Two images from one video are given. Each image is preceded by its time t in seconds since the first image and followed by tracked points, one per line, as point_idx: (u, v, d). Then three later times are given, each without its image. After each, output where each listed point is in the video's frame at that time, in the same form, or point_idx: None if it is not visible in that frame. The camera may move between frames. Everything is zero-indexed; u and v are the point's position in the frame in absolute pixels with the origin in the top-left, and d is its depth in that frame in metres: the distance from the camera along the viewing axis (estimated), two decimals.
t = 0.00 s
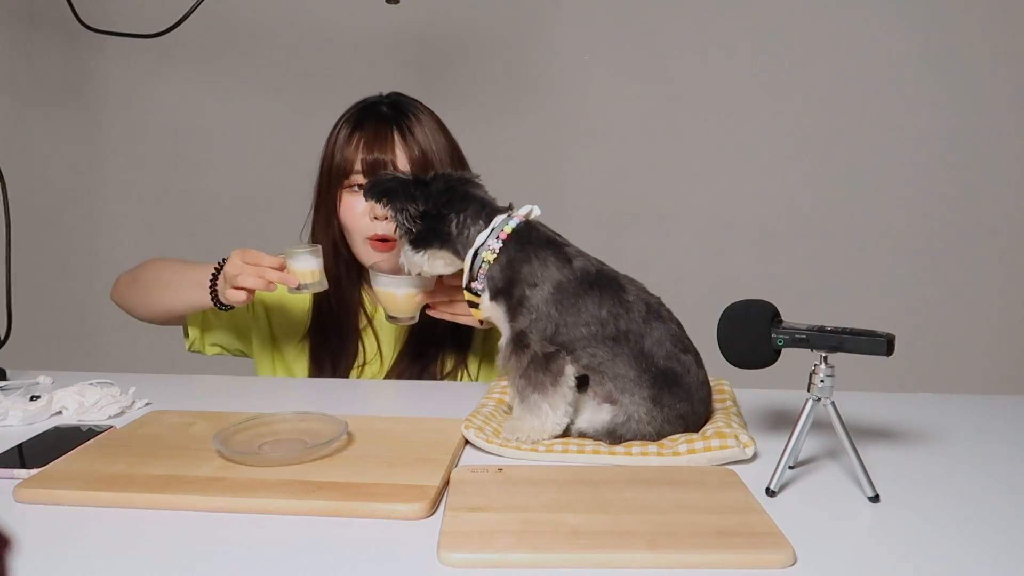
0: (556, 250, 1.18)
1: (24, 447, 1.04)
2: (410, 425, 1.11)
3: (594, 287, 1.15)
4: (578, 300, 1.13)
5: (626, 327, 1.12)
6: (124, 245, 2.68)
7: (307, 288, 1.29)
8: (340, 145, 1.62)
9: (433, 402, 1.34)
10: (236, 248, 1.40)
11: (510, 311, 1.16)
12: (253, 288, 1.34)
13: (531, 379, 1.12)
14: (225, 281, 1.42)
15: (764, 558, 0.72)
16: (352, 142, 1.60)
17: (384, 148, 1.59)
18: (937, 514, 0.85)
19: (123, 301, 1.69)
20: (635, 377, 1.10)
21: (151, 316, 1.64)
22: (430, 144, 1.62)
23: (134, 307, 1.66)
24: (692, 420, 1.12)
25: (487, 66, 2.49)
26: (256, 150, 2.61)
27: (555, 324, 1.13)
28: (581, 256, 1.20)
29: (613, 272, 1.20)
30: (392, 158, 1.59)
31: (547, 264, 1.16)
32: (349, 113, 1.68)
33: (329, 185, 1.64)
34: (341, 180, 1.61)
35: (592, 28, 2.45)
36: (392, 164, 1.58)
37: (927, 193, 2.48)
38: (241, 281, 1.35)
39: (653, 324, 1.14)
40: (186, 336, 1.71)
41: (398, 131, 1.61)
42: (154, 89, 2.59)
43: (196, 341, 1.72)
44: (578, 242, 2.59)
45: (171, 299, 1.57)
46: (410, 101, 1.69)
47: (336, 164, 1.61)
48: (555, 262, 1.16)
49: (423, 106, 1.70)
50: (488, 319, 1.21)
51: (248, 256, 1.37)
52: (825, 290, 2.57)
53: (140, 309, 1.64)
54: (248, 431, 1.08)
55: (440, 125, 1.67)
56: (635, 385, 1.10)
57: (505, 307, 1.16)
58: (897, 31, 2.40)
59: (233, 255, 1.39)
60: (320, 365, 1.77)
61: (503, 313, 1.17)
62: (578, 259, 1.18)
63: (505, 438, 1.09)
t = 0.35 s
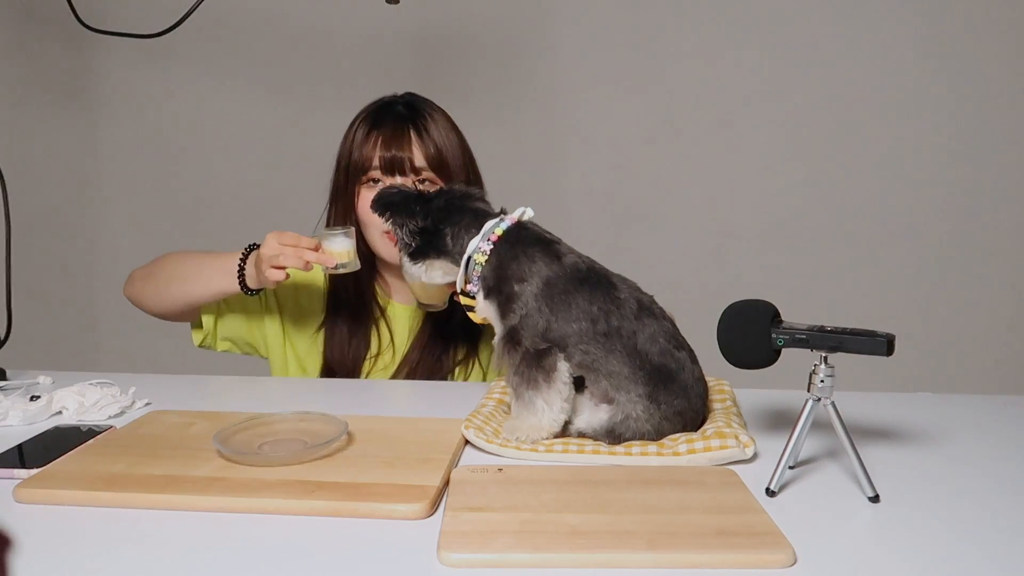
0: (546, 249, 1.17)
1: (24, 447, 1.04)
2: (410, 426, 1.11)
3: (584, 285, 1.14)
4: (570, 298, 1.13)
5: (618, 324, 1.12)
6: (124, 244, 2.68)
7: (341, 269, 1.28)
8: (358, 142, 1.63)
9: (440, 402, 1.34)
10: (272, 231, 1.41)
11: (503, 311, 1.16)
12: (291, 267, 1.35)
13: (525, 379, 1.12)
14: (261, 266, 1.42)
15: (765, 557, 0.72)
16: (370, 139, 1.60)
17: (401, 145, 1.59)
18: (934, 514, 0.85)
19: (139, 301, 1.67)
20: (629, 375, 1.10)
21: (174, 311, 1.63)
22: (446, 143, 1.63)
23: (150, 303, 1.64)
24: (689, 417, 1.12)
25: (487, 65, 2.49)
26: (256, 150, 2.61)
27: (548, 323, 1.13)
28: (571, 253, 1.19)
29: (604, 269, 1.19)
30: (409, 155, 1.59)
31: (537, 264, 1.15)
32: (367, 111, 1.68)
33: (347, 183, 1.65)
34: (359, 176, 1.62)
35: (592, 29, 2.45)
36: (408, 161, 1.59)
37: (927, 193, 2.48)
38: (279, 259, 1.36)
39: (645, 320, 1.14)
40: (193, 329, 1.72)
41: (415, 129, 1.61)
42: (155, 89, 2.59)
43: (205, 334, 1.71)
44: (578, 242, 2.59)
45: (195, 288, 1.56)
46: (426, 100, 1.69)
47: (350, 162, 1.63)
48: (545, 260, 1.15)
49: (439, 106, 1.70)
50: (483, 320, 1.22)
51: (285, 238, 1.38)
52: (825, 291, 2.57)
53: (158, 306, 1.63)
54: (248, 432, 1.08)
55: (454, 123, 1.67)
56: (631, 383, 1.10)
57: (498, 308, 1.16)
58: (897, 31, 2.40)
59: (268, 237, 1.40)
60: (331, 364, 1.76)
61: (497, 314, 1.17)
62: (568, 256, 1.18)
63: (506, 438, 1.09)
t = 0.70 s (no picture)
0: (544, 248, 1.18)
1: (24, 447, 1.04)
2: (410, 426, 1.11)
3: (581, 285, 1.14)
4: (566, 298, 1.13)
5: (614, 324, 1.11)
6: (124, 244, 2.68)
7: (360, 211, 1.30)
8: (372, 126, 1.64)
9: (440, 403, 1.34)
10: (287, 173, 1.37)
11: (501, 310, 1.16)
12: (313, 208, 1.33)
13: (522, 378, 1.12)
14: (277, 207, 1.38)
15: (764, 558, 0.72)
16: (384, 123, 1.62)
17: (414, 130, 1.61)
18: (934, 514, 0.85)
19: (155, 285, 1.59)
20: (625, 374, 1.10)
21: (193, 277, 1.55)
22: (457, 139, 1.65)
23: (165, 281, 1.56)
24: (687, 417, 1.12)
25: (487, 65, 2.49)
26: (256, 150, 2.61)
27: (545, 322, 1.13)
28: (570, 253, 1.19)
29: (602, 269, 1.18)
30: (421, 138, 1.61)
31: (534, 264, 1.15)
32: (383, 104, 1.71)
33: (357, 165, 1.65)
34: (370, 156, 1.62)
35: (592, 28, 2.45)
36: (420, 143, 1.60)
37: (927, 193, 2.48)
38: (301, 199, 1.33)
39: (641, 320, 1.13)
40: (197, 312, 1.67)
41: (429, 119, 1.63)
42: (155, 89, 2.59)
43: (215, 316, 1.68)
44: (578, 242, 2.59)
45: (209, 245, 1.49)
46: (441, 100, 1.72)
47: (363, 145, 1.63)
48: (542, 260, 1.15)
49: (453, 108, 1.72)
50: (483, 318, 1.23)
51: (305, 179, 1.36)
52: (825, 291, 2.57)
53: (173, 280, 1.55)
54: (248, 431, 1.08)
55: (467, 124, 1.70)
56: (626, 382, 1.10)
57: (496, 307, 1.17)
58: (897, 31, 2.40)
59: (286, 179, 1.36)
60: (339, 365, 1.74)
61: (495, 312, 1.18)
62: (566, 256, 1.18)
63: (505, 438, 1.09)
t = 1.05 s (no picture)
0: (538, 247, 1.17)
1: (24, 447, 1.04)
2: (410, 426, 1.11)
3: (574, 284, 1.13)
4: (558, 297, 1.12)
5: (606, 323, 1.10)
6: (124, 245, 2.68)
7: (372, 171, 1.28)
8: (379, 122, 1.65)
9: (441, 402, 1.34)
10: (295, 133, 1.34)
11: (496, 309, 1.16)
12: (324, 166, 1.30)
13: (518, 377, 1.13)
14: (284, 168, 1.33)
15: (764, 557, 0.72)
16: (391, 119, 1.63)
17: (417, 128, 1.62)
18: (934, 514, 0.85)
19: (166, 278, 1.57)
20: (617, 373, 1.09)
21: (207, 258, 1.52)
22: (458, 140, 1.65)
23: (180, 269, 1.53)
24: (684, 415, 1.12)
25: (487, 65, 2.49)
26: (256, 150, 2.61)
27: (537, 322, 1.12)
28: (566, 252, 1.19)
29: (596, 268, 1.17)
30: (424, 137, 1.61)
31: (528, 263, 1.15)
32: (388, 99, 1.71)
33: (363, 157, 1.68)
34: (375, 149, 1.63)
35: (592, 29, 2.45)
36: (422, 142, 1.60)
37: (927, 194, 2.48)
38: (312, 156, 1.29)
39: (632, 320, 1.12)
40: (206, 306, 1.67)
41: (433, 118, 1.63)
42: (155, 90, 2.59)
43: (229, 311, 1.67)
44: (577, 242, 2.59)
45: (220, 225, 1.46)
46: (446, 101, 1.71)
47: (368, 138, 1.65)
48: (537, 260, 1.15)
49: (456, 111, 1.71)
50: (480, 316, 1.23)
51: (314, 138, 1.33)
52: (825, 291, 2.57)
53: (186, 269, 1.52)
54: (247, 432, 1.08)
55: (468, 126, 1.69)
56: (620, 381, 1.09)
57: (492, 306, 1.17)
58: (897, 31, 2.40)
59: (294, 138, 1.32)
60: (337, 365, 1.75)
61: (491, 311, 1.17)
62: (560, 255, 1.17)
63: (505, 438, 1.10)
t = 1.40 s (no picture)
0: (550, 248, 1.17)
1: (24, 447, 1.04)
2: (409, 426, 1.11)
3: (587, 284, 1.14)
4: (572, 296, 1.13)
5: (619, 321, 1.11)
6: (125, 245, 2.68)
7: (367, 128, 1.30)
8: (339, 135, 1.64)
9: (437, 403, 1.34)
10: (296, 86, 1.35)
11: (506, 308, 1.15)
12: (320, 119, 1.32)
13: (525, 376, 1.12)
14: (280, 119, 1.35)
15: (765, 558, 0.72)
16: (351, 133, 1.61)
17: (376, 140, 1.60)
18: (934, 514, 0.85)
19: (156, 296, 1.57)
20: (628, 371, 1.10)
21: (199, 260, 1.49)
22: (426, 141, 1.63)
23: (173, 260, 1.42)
24: (686, 415, 1.12)
25: (487, 65, 2.49)
26: (256, 151, 2.61)
27: (550, 320, 1.12)
28: (576, 253, 1.19)
29: (607, 268, 1.18)
30: (382, 150, 1.60)
31: (541, 263, 1.15)
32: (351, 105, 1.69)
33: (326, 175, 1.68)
34: (338, 167, 1.64)
35: (593, 29, 2.45)
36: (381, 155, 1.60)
37: (927, 193, 2.48)
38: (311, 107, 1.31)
39: (645, 319, 1.13)
40: (179, 313, 1.66)
41: (392, 126, 1.61)
42: (155, 90, 2.59)
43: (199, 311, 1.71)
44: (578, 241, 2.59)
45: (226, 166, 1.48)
46: (411, 100, 1.68)
47: (330, 155, 1.65)
48: (550, 260, 1.15)
49: (424, 107, 1.68)
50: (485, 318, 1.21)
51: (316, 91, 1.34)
52: (826, 291, 2.57)
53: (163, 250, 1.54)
54: (247, 431, 1.08)
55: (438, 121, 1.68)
56: (628, 378, 1.10)
57: (501, 305, 1.16)
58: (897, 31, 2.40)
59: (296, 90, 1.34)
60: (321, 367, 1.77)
61: (500, 312, 1.16)
62: (573, 256, 1.17)
63: (505, 438, 1.09)
